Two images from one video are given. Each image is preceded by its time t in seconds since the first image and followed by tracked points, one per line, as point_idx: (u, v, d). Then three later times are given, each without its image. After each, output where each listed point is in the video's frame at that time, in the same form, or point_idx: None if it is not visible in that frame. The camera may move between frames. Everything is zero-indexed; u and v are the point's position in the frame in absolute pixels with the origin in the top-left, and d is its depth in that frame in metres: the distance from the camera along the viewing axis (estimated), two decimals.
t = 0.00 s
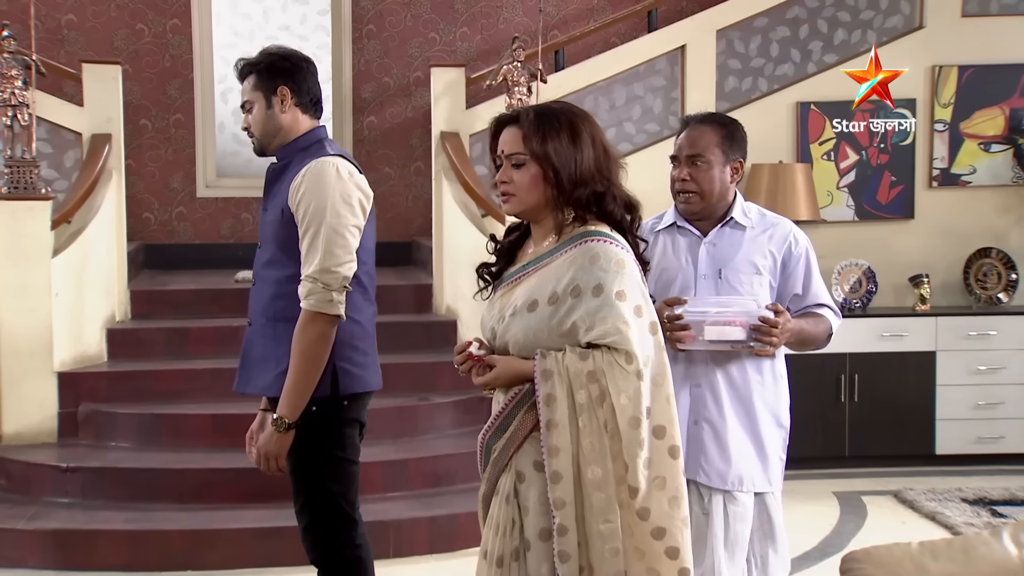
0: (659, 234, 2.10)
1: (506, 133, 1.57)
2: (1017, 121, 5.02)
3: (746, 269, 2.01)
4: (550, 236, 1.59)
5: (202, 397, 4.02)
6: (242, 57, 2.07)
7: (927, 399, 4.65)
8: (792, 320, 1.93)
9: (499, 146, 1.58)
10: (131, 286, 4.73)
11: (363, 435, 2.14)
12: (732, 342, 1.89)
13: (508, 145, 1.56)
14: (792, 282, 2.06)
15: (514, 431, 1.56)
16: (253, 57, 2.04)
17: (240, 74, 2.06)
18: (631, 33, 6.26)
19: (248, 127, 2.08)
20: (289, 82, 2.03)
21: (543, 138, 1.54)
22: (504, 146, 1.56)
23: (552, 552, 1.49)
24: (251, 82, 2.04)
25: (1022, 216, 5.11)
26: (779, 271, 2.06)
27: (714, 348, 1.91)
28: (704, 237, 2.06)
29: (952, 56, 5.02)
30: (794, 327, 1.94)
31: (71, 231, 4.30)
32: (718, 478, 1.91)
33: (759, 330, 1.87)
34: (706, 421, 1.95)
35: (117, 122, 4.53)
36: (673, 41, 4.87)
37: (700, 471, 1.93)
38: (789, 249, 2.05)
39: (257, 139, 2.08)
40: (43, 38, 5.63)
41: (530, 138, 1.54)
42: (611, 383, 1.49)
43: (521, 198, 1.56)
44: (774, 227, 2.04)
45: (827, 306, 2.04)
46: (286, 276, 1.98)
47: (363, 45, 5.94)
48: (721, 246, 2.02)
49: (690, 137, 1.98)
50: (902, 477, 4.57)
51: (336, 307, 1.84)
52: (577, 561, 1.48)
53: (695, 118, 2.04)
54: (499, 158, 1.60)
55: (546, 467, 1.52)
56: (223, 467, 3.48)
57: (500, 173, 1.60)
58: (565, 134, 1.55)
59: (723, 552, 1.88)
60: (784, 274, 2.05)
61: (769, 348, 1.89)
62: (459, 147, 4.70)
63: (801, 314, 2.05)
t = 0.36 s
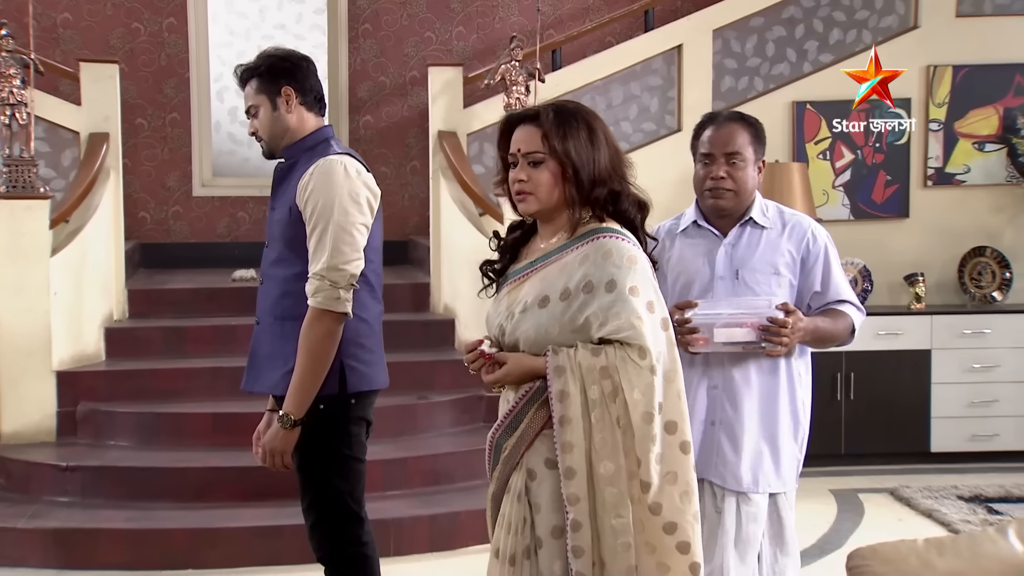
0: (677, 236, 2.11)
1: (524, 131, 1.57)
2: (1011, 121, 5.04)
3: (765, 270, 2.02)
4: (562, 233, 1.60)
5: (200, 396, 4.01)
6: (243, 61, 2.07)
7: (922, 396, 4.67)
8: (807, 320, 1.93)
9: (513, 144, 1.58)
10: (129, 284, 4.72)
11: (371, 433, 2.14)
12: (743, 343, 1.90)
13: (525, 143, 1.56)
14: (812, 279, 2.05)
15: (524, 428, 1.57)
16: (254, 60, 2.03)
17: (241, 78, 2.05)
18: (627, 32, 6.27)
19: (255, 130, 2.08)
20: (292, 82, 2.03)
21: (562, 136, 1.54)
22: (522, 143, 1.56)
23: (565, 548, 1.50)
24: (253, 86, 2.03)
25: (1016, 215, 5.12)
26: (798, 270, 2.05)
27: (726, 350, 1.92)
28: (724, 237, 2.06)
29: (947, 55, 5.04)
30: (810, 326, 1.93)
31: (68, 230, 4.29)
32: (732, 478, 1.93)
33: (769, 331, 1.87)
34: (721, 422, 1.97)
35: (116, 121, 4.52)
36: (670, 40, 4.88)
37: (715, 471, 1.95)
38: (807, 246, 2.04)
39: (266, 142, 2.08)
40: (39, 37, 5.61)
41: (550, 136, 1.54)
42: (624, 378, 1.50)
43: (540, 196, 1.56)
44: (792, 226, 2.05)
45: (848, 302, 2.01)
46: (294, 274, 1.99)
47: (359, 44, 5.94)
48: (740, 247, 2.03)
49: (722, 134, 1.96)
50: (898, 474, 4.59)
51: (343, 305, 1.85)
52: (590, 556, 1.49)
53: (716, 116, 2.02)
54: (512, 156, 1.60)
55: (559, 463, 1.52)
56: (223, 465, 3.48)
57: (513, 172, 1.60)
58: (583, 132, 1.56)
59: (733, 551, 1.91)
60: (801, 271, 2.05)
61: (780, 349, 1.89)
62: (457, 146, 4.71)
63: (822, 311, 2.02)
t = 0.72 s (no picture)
0: (693, 231, 2.12)
1: (532, 124, 1.59)
2: (996, 117, 5.08)
3: (781, 267, 2.03)
4: (564, 226, 1.62)
5: (189, 392, 3.99)
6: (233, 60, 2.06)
7: (908, 390, 4.71)
8: (824, 317, 1.95)
9: (519, 136, 1.60)
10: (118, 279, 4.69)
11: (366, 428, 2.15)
12: (762, 340, 1.91)
13: (533, 135, 1.58)
14: (827, 278, 2.07)
15: (527, 422, 1.57)
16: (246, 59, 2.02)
17: (234, 77, 2.05)
18: (615, 27, 6.27)
19: (251, 129, 2.07)
20: (286, 78, 2.02)
21: (570, 130, 1.57)
22: (530, 136, 1.58)
23: (573, 539, 1.51)
24: (246, 84, 2.03)
25: (1001, 210, 5.16)
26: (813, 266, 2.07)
27: (745, 346, 1.93)
28: (739, 233, 2.07)
29: (933, 51, 5.07)
30: (827, 323, 1.95)
31: (56, 225, 4.26)
32: (747, 475, 1.93)
33: (790, 328, 1.89)
34: (735, 418, 1.97)
35: (103, 115, 4.49)
36: (658, 35, 4.89)
37: (730, 467, 1.95)
38: (824, 244, 2.06)
39: (263, 140, 2.08)
40: (24, 30, 5.56)
41: (560, 129, 1.57)
42: (630, 369, 1.51)
43: (546, 189, 1.58)
44: (807, 221, 2.06)
45: (862, 301, 2.05)
46: (292, 269, 1.99)
47: (347, 39, 5.92)
48: (756, 243, 2.05)
49: (719, 137, 1.97)
50: (885, 468, 4.62)
51: (342, 300, 1.85)
52: (598, 547, 1.50)
53: (718, 115, 2.02)
54: (516, 149, 1.61)
55: (565, 455, 1.53)
56: (214, 461, 3.47)
57: (518, 165, 1.61)
58: (590, 127, 1.60)
59: (748, 546, 1.92)
60: (816, 270, 2.07)
61: (800, 347, 1.91)
62: (446, 141, 4.70)
63: (836, 309, 2.05)
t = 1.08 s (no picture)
0: (702, 227, 2.13)
1: (535, 119, 1.58)
2: (983, 114, 5.11)
3: (791, 261, 2.05)
4: (564, 222, 1.63)
5: (180, 389, 3.97)
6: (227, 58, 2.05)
7: (897, 386, 4.73)
8: (835, 310, 1.95)
9: (521, 130, 1.59)
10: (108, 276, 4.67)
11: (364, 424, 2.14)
12: (773, 332, 1.92)
13: (535, 130, 1.58)
14: (836, 273, 2.08)
15: (528, 417, 1.58)
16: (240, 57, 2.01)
17: (228, 76, 2.03)
18: (604, 25, 6.27)
19: (248, 128, 2.06)
20: (282, 76, 2.01)
21: (573, 127, 1.58)
22: (532, 130, 1.58)
23: (577, 533, 1.51)
24: (241, 83, 2.01)
25: (988, 207, 5.19)
26: (823, 260, 2.08)
27: (756, 338, 1.93)
28: (747, 229, 2.08)
29: (921, 49, 5.09)
30: (837, 317, 1.96)
31: (45, 222, 4.24)
32: (755, 468, 1.95)
33: (801, 320, 1.90)
34: (744, 411, 1.98)
35: (93, 112, 4.47)
36: (648, 33, 4.89)
37: (737, 460, 1.97)
38: (832, 240, 2.07)
39: (260, 138, 2.07)
40: (12, 26, 5.52)
41: (563, 125, 1.57)
42: (633, 361, 1.52)
43: (547, 184, 1.58)
44: (816, 217, 2.07)
45: (871, 297, 2.05)
46: (289, 266, 1.99)
47: (337, 36, 5.90)
48: (765, 238, 2.06)
49: (723, 131, 1.99)
50: (875, 463, 4.65)
51: (339, 296, 1.85)
52: (603, 540, 1.50)
53: (727, 112, 2.05)
54: (517, 143, 1.61)
55: (568, 449, 1.54)
56: (206, 458, 3.45)
57: (518, 159, 1.60)
58: (592, 123, 1.60)
59: (751, 540, 1.93)
60: (826, 264, 2.08)
61: (810, 339, 1.92)
62: (437, 138, 4.70)
63: (845, 305, 2.06)
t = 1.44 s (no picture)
0: (691, 226, 2.12)
1: (533, 118, 1.59)
2: (969, 115, 5.14)
3: (781, 260, 2.06)
4: (562, 221, 1.63)
5: (170, 390, 3.95)
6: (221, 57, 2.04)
7: (886, 385, 4.76)
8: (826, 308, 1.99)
9: (520, 129, 1.60)
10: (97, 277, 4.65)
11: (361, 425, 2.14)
12: (770, 330, 1.93)
13: (534, 129, 1.58)
14: (823, 273, 2.13)
15: (527, 415, 1.58)
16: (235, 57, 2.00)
17: (223, 77, 2.02)
18: (593, 25, 6.27)
19: (243, 128, 2.06)
20: (278, 77, 2.00)
21: (571, 126, 1.58)
22: (531, 129, 1.58)
23: (577, 531, 1.52)
24: (237, 83, 2.00)
25: (974, 207, 5.22)
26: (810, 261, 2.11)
27: (751, 337, 1.94)
28: (738, 229, 2.09)
29: (907, 50, 5.12)
30: (829, 315, 2.00)
31: (34, 223, 4.23)
32: (753, 465, 1.95)
33: (798, 319, 1.92)
34: (740, 409, 1.99)
35: (82, 112, 4.44)
36: (638, 33, 4.90)
37: (736, 458, 1.97)
38: (819, 240, 2.11)
39: (255, 139, 2.06)
40: None
41: (561, 124, 1.58)
42: (632, 359, 1.53)
43: (544, 182, 1.58)
44: (804, 218, 2.09)
45: (855, 295, 2.11)
46: (283, 266, 1.98)
47: (325, 36, 5.89)
48: (755, 238, 2.06)
49: (718, 137, 1.98)
50: (864, 462, 4.68)
51: (334, 296, 1.85)
52: (603, 537, 1.50)
53: (719, 113, 2.04)
54: (515, 141, 1.61)
55: (567, 447, 1.54)
56: (197, 458, 3.43)
57: (516, 157, 1.61)
58: (590, 123, 1.60)
59: (752, 536, 1.93)
60: (814, 265, 2.12)
61: (806, 336, 1.94)
62: (427, 138, 4.69)
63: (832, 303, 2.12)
